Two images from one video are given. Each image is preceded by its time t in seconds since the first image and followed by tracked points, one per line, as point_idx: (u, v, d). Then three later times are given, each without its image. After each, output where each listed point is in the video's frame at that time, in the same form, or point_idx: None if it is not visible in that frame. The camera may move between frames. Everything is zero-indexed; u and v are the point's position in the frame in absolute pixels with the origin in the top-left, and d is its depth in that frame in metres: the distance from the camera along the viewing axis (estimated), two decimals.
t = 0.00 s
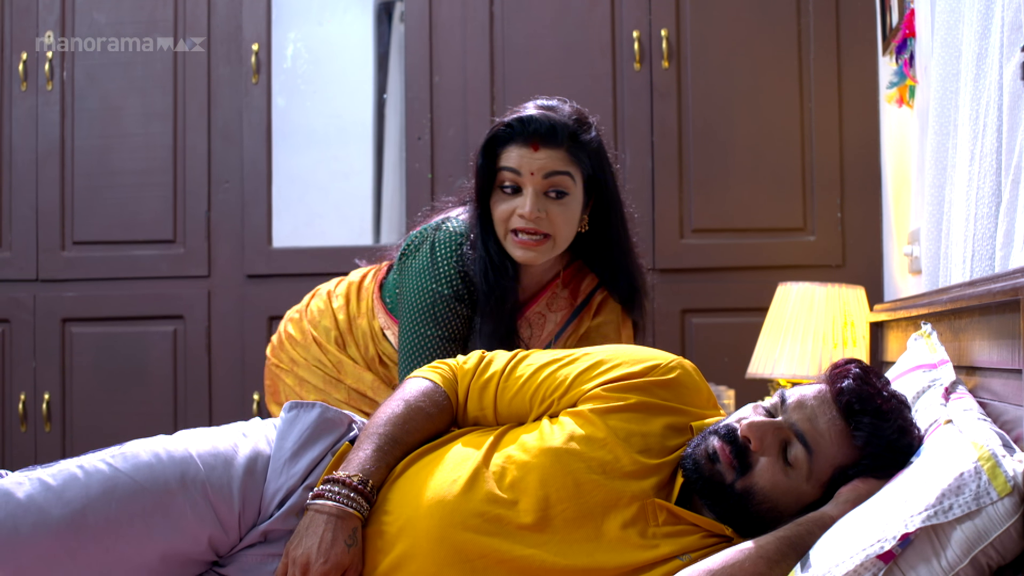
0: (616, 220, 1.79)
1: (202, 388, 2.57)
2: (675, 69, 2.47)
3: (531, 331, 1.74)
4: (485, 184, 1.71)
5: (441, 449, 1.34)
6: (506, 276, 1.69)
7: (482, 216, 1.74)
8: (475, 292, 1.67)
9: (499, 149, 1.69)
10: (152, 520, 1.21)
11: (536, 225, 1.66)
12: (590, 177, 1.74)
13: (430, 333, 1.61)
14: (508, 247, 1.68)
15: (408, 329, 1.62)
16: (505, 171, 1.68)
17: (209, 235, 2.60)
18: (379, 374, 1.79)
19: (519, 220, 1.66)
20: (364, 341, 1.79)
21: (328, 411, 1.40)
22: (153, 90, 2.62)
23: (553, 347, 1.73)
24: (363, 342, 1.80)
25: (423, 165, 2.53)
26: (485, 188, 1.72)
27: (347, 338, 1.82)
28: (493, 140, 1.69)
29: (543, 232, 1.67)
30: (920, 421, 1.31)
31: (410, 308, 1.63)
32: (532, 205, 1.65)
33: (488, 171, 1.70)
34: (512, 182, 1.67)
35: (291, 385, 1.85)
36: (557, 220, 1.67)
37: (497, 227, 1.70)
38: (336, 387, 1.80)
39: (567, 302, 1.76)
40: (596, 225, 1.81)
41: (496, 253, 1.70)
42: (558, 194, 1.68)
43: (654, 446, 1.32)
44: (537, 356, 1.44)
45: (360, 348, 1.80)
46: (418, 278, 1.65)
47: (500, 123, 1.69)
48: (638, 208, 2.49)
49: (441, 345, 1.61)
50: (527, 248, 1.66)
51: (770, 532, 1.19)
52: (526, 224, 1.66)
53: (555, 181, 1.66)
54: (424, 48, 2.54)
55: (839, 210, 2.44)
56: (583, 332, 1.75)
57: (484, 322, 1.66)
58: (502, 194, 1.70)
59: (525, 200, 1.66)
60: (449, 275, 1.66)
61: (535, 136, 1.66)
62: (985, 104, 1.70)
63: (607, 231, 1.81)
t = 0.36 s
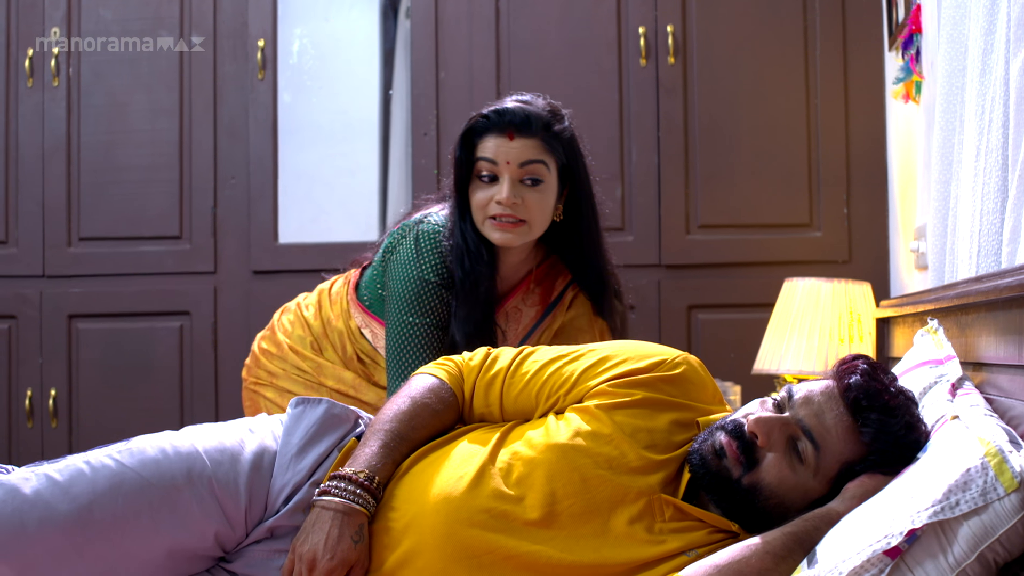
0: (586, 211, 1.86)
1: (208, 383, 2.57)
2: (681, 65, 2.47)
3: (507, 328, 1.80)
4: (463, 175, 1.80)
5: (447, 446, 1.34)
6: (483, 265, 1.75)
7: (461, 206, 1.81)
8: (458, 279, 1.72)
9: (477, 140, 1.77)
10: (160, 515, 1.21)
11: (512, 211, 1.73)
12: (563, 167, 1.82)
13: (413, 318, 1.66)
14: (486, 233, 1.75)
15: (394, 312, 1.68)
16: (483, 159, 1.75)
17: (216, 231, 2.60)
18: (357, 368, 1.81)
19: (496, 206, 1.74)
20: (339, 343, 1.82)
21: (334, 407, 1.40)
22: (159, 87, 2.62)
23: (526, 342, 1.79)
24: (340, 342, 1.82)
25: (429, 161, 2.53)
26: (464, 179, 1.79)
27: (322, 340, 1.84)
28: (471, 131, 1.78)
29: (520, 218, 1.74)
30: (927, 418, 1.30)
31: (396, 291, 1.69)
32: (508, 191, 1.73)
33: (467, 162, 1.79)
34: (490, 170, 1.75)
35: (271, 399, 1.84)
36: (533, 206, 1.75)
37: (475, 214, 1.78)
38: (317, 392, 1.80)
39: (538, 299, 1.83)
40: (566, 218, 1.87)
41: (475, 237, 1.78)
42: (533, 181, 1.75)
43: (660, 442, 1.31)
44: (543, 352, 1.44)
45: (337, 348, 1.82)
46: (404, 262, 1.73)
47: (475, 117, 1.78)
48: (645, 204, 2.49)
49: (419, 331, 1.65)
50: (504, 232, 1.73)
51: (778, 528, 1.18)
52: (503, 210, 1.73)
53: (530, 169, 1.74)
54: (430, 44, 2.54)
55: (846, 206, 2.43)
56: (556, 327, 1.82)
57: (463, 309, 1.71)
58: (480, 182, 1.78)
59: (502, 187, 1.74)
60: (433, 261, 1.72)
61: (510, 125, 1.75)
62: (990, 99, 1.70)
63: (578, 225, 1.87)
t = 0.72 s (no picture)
0: (555, 197, 1.98)
1: (216, 378, 2.58)
2: (689, 59, 2.47)
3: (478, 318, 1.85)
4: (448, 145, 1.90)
5: (454, 442, 1.34)
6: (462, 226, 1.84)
7: (446, 173, 1.90)
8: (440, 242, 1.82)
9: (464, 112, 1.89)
10: (167, 509, 1.21)
11: (497, 170, 1.82)
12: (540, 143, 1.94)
13: (394, 280, 1.74)
14: (473, 192, 1.83)
15: (373, 274, 1.75)
16: (472, 127, 1.86)
17: (223, 225, 2.60)
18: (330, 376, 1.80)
19: (483, 166, 1.83)
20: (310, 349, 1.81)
21: (342, 401, 1.39)
22: (167, 81, 2.62)
23: (495, 329, 1.85)
24: (312, 347, 1.82)
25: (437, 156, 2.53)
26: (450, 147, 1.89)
27: (292, 352, 1.82)
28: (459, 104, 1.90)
29: (505, 178, 1.83)
30: (936, 413, 1.28)
31: (378, 255, 1.77)
32: (496, 151, 1.83)
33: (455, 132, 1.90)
34: (477, 135, 1.85)
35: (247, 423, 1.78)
36: (516, 170, 1.84)
37: (461, 177, 1.86)
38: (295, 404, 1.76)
39: (506, 291, 1.90)
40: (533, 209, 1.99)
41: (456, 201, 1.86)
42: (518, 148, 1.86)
43: (667, 437, 1.31)
44: (550, 349, 1.44)
45: (307, 355, 1.81)
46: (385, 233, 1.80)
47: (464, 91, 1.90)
48: (652, 198, 2.48)
49: (400, 292, 1.74)
50: (492, 189, 1.82)
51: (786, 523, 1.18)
52: (490, 168, 1.82)
53: (515, 135, 1.85)
54: (437, 38, 2.54)
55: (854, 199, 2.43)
56: (524, 319, 1.89)
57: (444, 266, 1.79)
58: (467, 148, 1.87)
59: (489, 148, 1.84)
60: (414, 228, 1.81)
61: (496, 95, 1.88)
62: (999, 93, 1.70)
63: (545, 216, 1.98)
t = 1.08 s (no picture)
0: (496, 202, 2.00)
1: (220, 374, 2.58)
2: (693, 56, 2.47)
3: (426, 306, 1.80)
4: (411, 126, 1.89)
5: (459, 442, 1.34)
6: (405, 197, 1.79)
7: (403, 148, 1.88)
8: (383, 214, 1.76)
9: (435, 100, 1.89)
10: (172, 506, 1.20)
11: (459, 151, 1.84)
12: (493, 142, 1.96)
13: (333, 258, 1.68)
14: (430, 166, 1.83)
15: (306, 257, 1.68)
16: (440, 111, 1.88)
17: (227, 222, 2.60)
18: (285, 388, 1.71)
19: (445, 146, 1.84)
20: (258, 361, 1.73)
21: (347, 399, 1.39)
22: (170, 79, 2.62)
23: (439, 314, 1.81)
24: (263, 362, 1.73)
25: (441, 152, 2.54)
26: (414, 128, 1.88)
27: (243, 372, 1.74)
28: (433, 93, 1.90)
29: (464, 161, 1.85)
30: (940, 410, 1.28)
31: (309, 239, 1.70)
32: (461, 136, 1.85)
33: (423, 114, 1.88)
34: (445, 120, 1.87)
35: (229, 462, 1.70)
36: (476, 159, 1.87)
37: (419, 151, 1.85)
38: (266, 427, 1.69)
39: (448, 282, 1.88)
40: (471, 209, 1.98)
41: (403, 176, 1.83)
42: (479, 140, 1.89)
43: (670, 436, 1.31)
44: (554, 347, 1.44)
45: (258, 369, 1.73)
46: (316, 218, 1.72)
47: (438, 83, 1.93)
48: (656, 195, 2.48)
49: (333, 275, 1.68)
50: (450, 166, 1.83)
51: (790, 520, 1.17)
52: (453, 148, 1.84)
53: (479, 128, 1.88)
54: (442, 35, 2.54)
55: (858, 196, 2.43)
56: (467, 313, 1.87)
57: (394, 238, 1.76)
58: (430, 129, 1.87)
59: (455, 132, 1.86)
60: (347, 206, 1.73)
61: (469, 91, 1.91)
62: (1004, 90, 1.69)
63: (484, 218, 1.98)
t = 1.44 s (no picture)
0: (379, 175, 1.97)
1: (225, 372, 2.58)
2: (698, 54, 2.47)
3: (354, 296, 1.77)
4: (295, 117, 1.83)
5: (465, 440, 1.34)
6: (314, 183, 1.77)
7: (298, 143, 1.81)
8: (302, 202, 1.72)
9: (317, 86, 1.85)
10: (177, 504, 1.20)
11: (364, 130, 1.82)
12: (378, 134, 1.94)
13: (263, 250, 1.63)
14: (342, 153, 1.80)
15: (237, 256, 1.63)
16: (328, 96, 1.83)
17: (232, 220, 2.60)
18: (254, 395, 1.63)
19: (348, 129, 1.80)
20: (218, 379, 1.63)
21: (353, 397, 1.39)
22: (175, 77, 2.63)
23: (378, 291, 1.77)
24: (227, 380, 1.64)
25: (446, 150, 2.55)
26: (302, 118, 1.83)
27: (206, 397, 1.63)
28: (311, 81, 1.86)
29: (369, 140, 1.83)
30: (946, 408, 1.28)
31: (237, 240, 1.64)
32: (359, 115, 1.82)
33: (308, 104, 1.82)
34: (335, 103, 1.83)
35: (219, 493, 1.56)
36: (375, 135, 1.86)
37: (322, 142, 1.81)
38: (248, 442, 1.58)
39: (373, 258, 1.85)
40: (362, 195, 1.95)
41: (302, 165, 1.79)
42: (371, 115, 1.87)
43: (676, 434, 1.30)
44: (560, 345, 1.44)
45: (220, 386, 1.63)
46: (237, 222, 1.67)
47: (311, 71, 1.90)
48: (661, 193, 2.48)
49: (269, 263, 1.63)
50: (358, 149, 1.81)
51: (796, 517, 1.17)
52: (358, 128, 1.81)
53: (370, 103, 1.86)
54: (447, 33, 2.55)
55: (863, 194, 2.43)
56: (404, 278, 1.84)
57: (312, 226, 1.73)
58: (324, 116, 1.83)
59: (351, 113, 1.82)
60: (261, 200, 1.69)
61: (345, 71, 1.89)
62: (1010, 87, 1.68)
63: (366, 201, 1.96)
